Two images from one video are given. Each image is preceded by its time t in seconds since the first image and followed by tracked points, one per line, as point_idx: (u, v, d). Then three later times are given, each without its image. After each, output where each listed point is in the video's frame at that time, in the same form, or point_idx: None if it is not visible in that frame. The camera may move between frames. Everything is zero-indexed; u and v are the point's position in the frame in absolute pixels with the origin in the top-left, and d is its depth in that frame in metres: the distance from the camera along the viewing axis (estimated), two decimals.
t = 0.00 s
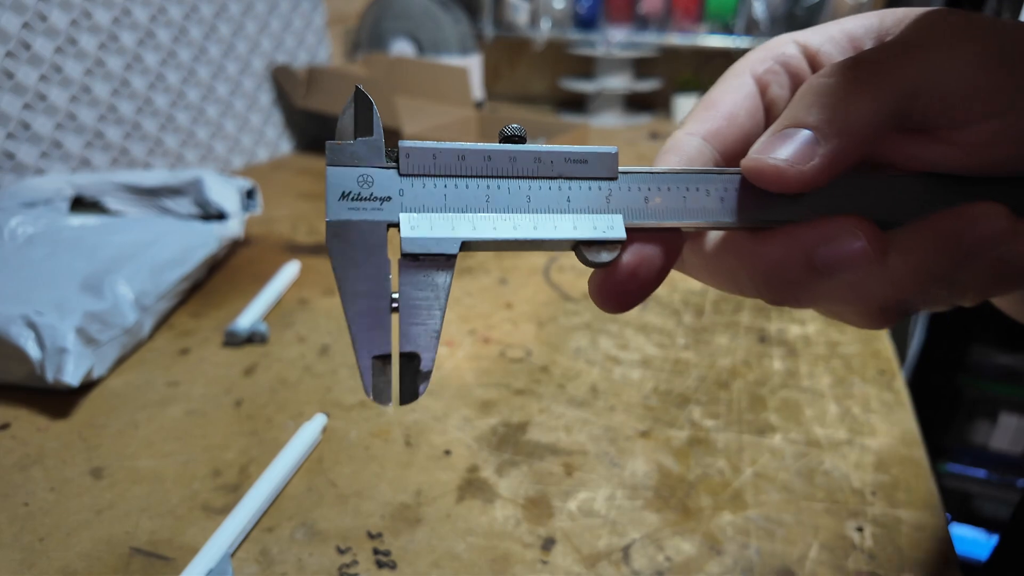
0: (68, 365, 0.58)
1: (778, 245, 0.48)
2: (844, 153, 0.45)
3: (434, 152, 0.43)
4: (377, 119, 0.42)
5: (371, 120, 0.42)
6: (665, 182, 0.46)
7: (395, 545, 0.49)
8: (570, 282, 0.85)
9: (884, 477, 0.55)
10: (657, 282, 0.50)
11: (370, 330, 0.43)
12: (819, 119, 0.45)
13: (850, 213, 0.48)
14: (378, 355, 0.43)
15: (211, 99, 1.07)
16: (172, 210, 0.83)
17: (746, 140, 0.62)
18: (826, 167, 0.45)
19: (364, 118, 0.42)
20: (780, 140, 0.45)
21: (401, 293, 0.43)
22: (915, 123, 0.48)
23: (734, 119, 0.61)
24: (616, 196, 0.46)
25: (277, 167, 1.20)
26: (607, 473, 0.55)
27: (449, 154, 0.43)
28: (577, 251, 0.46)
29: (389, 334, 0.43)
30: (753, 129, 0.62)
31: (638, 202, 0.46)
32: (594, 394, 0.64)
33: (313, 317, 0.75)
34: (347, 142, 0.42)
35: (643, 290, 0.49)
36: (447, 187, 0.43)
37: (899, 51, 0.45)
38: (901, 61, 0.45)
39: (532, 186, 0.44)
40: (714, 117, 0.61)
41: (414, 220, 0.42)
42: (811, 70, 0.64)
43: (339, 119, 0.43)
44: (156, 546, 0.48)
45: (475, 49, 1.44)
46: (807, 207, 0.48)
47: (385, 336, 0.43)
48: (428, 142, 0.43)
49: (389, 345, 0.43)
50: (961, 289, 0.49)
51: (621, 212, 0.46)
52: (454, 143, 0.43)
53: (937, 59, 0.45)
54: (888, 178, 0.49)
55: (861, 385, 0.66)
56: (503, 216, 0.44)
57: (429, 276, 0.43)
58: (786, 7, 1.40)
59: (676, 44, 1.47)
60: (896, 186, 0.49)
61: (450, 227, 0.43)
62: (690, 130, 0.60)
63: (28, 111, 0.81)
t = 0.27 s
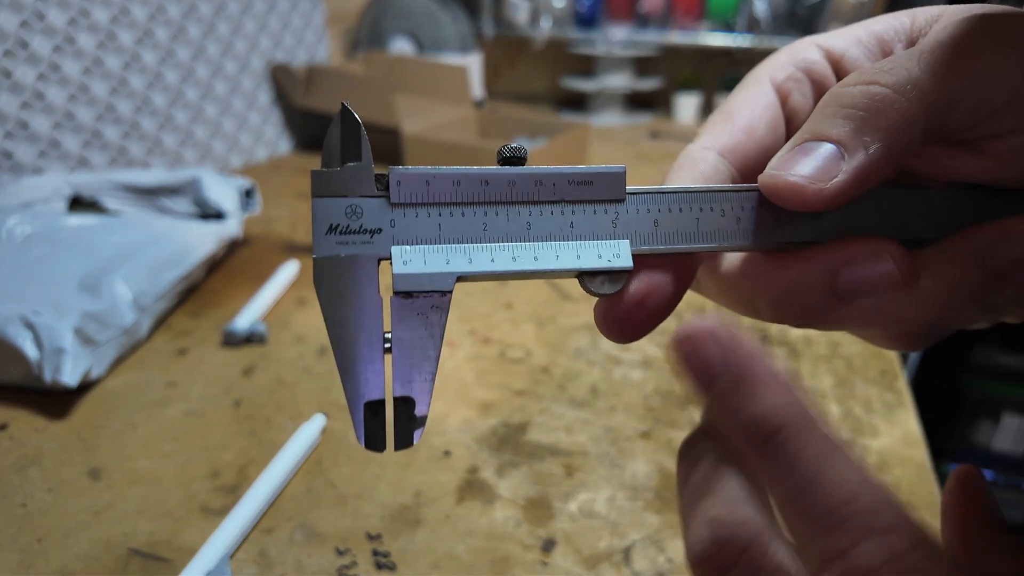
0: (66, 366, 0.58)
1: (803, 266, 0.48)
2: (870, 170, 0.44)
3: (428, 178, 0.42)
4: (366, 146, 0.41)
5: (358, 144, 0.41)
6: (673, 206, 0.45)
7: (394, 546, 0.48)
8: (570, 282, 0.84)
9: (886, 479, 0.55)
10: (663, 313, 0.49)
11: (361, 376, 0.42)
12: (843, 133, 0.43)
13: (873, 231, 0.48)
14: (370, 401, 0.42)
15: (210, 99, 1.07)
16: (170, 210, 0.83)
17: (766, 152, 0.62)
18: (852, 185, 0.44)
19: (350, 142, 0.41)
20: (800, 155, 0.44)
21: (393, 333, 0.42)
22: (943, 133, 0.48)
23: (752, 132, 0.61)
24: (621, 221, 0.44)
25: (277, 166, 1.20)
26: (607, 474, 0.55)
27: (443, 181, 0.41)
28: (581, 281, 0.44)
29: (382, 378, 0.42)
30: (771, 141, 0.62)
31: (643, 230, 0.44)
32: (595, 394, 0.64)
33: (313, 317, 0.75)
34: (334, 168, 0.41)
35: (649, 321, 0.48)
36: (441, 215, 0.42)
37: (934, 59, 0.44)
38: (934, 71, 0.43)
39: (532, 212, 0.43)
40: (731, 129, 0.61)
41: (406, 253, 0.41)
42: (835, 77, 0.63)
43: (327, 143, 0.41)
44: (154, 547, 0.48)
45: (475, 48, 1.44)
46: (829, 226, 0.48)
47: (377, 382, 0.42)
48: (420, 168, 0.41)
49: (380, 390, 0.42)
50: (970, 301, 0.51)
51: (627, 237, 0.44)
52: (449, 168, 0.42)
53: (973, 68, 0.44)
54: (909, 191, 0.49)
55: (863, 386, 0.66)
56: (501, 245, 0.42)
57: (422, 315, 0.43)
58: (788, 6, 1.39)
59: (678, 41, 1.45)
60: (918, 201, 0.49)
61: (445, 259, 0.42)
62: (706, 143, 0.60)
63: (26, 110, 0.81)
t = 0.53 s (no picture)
0: (66, 366, 0.58)
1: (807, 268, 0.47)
2: (866, 167, 0.43)
3: (405, 182, 0.42)
4: (342, 148, 0.41)
5: (335, 149, 0.41)
6: (657, 209, 0.45)
7: (394, 547, 0.48)
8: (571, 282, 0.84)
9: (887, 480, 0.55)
10: (655, 321, 0.48)
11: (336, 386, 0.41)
12: (837, 130, 0.43)
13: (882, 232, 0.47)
14: (346, 412, 0.41)
15: (210, 98, 1.07)
16: (169, 209, 0.83)
17: (767, 150, 0.62)
18: (846, 184, 0.43)
19: (327, 147, 0.41)
20: (794, 152, 0.44)
21: (368, 340, 0.42)
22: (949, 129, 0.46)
23: (751, 130, 0.61)
24: (607, 225, 0.44)
25: (276, 165, 1.19)
26: (608, 474, 0.54)
27: (422, 183, 0.41)
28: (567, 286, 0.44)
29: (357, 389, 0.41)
30: (772, 140, 0.61)
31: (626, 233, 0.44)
32: (595, 394, 0.64)
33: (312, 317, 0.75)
34: (310, 174, 0.41)
35: (640, 329, 0.48)
36: (419, 220, 0.42)
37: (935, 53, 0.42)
38: (937, 65, 0.42)
39: (514, 215, 0.43)
40: (729, 128, 0.61)
41: (383, 258, 0.41)
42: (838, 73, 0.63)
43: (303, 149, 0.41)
44: (154, 547, 0.48)
45: (475, 47, 1.44)
46: (829, 228, 0.47)
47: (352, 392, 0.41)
48: (398, 171, 0.42)
49: (355, 400, 0.41)
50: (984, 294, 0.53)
51: (615, 240, 0.44)
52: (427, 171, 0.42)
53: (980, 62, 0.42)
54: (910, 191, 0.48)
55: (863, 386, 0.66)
56: (483, 249, 0.42)
57: (399, 322, 0.42)
58: (789, 5, 1.39)
59: (679, 41, 1.46)
60: (922, 198, 0.48)
61: (424, 264, 0.41)
62: (705, 144, 0.61)
63: (25, 110, 0.81)
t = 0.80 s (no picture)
0: (65, 366, 0.58)
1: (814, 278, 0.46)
2: (872, 176, 0.42)
3: (400, 188, 0.41)
4: (333, 153, 0.41)
5: (326, 155, 0.41)
6: (657, 217, 0.45)
7: (394, 547, 0.48)
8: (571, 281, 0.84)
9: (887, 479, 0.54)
10: (656, 332, 0.48)
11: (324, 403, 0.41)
12: (842, 138, 0.43)
13: (889, 241, 0.48)
14: (335, 430, 0.41)
15: (209, 98, 1.07)
16: (168, 209, 0.82)
17: (768, 158, 0.62)
18: (852, 193, 0.42)
19: (318, 153, 0.41)
20: (798, 161, 0.43)
21: (360, 355, 0.41)
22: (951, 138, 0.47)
23: (753, 138, 0.61)
24: (608, 233, 0.44)
25: (276, 165, 1.19)
26: (608, 474, 0.54)
27: (418, 191, 0.41)
28: (567, 297, 0.44)
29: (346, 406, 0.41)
30: (774, 148, 0.61)
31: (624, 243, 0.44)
32: (595, 395, 0.63)
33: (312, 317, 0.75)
34: (299, 179, 0.41)
35: (640, 341, 0.48)
36: (414, 228, 0.42)
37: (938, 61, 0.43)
38: (939, 73, 0.43)
39: (513, 223, 0.43)
40: (731, 136, 0.61)
41: (375, 268, 0.41)
42: (839, 80, 0.63)
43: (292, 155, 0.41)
44: (153, 548, 0.47)
45: (475, 47, 1.43)
46: (835, 235, 0.47)
47: (341, 409, 0.41)
48: (392, 178, 0.41)
49: (345, 419, 0.41)
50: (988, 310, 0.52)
51: (615, 250, 0.44)
52: (423, 178, 0.42)
53: (984, 71, 0.43)
54: (911, 198, 0.49)
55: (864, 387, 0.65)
56: (480, 259, 0.42)
57: (392, 334, 0.42)
58: (789, 4, 1.39)
59: (680, 41, 1.45)
60: (927, 207, 0.49)
61: (419, 274, 0.41)
62: (706, 151, 0.61)
63: (25, 109, 0.81)
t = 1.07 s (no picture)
0: (65, 366, 0.58)
1: (813, 282, 0.47)
2: (872, 182, 0.42)
3: (400, 195, 0.42)
4: (333, 160, 0.41)
5: (324, 161, 0.41)
6: (658, 223, 0.45)
7: (394, 548, 0.48)
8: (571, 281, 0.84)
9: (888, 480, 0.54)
10: (658, 342, 0.48)
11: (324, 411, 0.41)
12: (842, 144, 0.42)
13: (888, 246, 0.47)
14: (335, 439, 0.41)
15: (209, 98, 1.06)
16: (168, 209, 0.82)
17: (767, 165, 0.61)
18: (853, 199, 0.42)
19: (316, 160, 0.41)
20: (799, 168, 0.44)
21: (359, 362, 0.41)
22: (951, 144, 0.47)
23: (752, 144, 0.61)
24: (610, 239, 0.44)
25: (276, 165, 1.19)
26: (608, 475, 0.54)
27: (418, 196, 0.41)
28: (569, 305, 0.44)
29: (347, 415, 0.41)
30: (774, 155, 0.61)
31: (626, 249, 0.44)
32: (595, 395, 0.63)
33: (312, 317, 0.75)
34: (298, 185, 0.41)
35: (641, 350, 0.47)
36: (415, 234, 0.42)
37: (937, 68, 0.43)
38: (938, 81, 0.42)
39: (513, 230, 0.43)
40: (731, 143, 0.61)
41: (375, 274, 0.41)
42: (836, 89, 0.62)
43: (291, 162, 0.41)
44: (153, 548, 0.47)
45: (475, 47, 1.43)
46: (836, 242, 0.47)
47: (341, 418, 0.41)
48: (392, 185, 0.41)
49: (345, 427, 0.41)
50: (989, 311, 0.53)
51: (618, 256, 0.44)
52: (422, 185, 0.42)
53: (983, 80, 0.43)
54: (909, 205, 0.49)
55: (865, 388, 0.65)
56: (480, 265, 0.42)
57: (392, 342, 0.41)
58: (789, 4, 1.40)
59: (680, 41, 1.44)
60: (927, 214, 0.49)
61: (420, 280, 0.41)
62: (704, 158, 0.61)
63: (25, 109, 0.81)
